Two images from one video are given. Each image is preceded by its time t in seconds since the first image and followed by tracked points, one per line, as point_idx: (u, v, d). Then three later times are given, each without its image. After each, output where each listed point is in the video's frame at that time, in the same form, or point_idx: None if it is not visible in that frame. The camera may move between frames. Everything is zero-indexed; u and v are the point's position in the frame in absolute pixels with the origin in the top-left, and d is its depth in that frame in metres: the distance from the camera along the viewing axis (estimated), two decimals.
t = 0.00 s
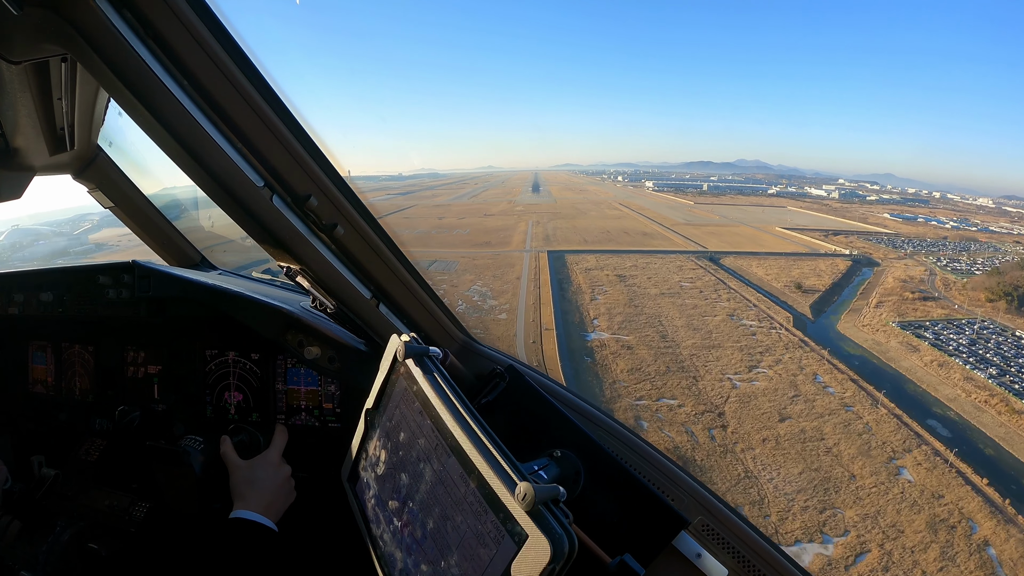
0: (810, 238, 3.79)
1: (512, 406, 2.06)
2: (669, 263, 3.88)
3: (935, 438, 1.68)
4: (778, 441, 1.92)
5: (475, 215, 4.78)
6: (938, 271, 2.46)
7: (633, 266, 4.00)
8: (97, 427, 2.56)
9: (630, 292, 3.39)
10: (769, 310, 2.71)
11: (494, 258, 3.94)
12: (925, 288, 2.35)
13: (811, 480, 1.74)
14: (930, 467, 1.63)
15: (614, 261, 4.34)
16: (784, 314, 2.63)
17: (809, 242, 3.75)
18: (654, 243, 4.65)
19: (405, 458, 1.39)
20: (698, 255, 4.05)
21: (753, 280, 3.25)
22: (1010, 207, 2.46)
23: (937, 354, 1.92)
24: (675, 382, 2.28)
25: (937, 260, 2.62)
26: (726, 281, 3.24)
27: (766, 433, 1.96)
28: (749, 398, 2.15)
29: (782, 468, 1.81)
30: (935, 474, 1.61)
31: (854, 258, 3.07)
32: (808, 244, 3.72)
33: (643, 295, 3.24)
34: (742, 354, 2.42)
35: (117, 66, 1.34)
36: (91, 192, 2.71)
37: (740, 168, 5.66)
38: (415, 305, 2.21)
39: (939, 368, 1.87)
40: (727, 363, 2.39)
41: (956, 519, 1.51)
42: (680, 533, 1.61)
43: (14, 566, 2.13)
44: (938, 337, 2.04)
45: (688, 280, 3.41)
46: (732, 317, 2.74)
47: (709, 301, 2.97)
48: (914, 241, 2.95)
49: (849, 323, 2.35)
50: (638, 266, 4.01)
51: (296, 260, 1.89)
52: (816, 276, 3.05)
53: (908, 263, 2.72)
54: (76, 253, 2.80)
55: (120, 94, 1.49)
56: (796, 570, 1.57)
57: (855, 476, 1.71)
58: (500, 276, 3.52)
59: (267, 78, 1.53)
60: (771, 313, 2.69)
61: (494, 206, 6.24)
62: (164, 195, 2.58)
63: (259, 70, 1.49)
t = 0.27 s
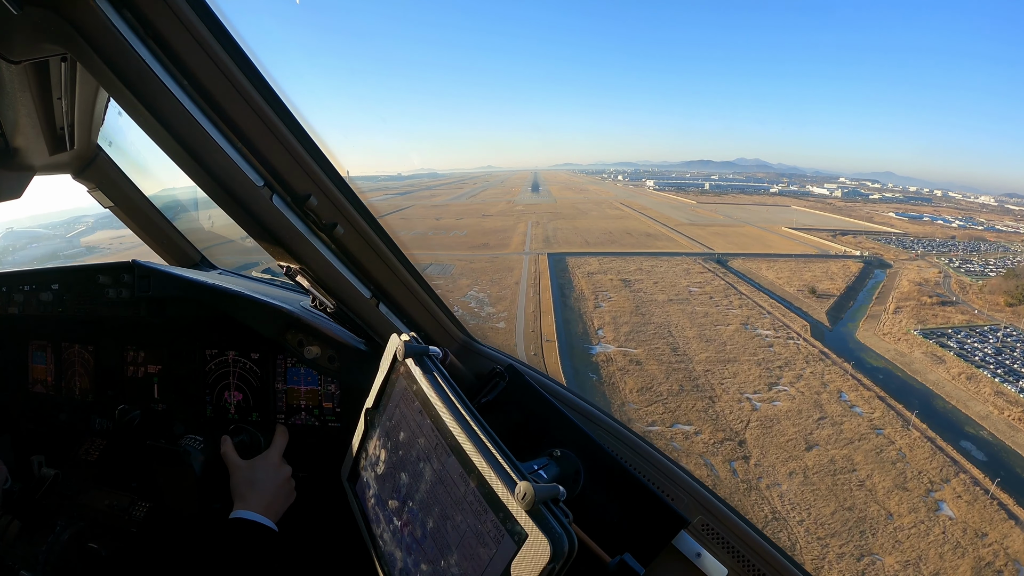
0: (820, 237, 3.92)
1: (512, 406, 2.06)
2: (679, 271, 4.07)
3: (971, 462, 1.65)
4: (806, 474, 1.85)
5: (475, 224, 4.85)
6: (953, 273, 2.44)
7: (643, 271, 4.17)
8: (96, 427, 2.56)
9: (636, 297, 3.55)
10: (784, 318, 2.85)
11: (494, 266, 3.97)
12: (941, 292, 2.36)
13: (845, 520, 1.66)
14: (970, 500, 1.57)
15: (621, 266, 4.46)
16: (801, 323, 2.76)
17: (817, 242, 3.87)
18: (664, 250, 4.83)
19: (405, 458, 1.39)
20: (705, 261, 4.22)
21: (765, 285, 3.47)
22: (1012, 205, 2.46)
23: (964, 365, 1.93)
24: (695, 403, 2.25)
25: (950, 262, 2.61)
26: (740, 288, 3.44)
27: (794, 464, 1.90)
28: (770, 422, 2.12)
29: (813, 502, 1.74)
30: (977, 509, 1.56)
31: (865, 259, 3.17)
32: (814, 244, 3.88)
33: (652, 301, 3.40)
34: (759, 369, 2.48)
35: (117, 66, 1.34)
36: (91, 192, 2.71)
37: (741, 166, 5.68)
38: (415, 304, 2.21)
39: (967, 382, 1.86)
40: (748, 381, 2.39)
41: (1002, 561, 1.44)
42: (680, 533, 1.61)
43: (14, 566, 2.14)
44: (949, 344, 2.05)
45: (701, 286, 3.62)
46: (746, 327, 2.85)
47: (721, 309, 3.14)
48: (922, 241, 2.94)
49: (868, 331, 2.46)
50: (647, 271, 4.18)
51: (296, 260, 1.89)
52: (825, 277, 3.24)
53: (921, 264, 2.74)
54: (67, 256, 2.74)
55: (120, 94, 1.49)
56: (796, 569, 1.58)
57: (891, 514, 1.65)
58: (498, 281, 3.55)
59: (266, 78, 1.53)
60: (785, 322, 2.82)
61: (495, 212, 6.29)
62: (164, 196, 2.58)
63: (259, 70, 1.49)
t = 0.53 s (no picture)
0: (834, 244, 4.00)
1: (512, 406, 2.06)
2: (687, 276, 4.07)
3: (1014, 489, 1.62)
4: (841, 515, 1.76)
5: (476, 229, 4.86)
6: (968, 275, 2.64)
7: (650, 277, 4.16)
8: (96, 427, 2.56)
9: (644, 304, 3.55)
10: (804, 330, 2.86)
11: (495, 270, 3.98)
12: (960, 296, 2.50)
13: (887, 568, 1.55)
14: (1018, 542, 1.52)
15: (626, 271, 4.46)
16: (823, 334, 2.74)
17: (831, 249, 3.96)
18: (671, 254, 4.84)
19: (405, 458, 1.39)
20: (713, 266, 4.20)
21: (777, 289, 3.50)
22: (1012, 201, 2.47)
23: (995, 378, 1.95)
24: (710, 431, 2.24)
25: (961, 262, 2.82)
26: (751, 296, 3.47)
27: (828, 503, 1.81)
28: (797, 449, 2.06)
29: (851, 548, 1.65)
30: None
31: (879, 263, 3.34)
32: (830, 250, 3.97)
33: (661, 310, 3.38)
34: (781, 389, 2.45)
35: (116, 66, 1.34)
36: (92, 192, 2.71)
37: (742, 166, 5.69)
38: (415, 305, 2.22)
39: (1000, 398, 1.87)
40: (774, 406, 2.36)
41: None
42: (680, 533, 1.61)
43: (14, 566, 2.15)
44: (972, 351, 2.12)
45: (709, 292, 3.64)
46: (763, 339, 2.90)
47: (735, 319, 3.16)
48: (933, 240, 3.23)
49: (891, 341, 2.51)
50: (655, 277, 4.18)
51: (296, 260, 1.89)
52: (841, 283, 3.30)
53: (934, 266, 2.95)
54: (58, 261, 2.71)
55: (120, 94, 1.49)
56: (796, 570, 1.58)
57: (935, 558, 1.56)
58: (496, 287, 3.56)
59: (266, 78, 1.53)
60: (806, 334, 2.81)
61: (496, 215, 6.31)
62: (164, 196, 2.59)
63: (259, 70, 1.49)
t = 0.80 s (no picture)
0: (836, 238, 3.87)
1: (512, 406, 2.06)
2: (697, 283, 4.01)
3: None
4: (884, 566, 1.58)
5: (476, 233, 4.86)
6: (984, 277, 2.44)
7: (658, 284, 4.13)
8: (96, 427, 2.56)
9: (653, 314, 3.53)
10: (825, 341, 2.69)
11: (495, 275, 3.98)
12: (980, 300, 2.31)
13: None
14: None
15: (636, 278, 4.45)
16: (844, 345, 2.60)
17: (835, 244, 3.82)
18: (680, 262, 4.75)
19: (405, 458, 1.39)
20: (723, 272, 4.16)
21: (792, 296, 3.45)
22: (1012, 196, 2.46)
23: None
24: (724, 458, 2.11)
25: (977, 263, 2.60)
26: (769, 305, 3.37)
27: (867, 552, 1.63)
28: (829, 486, 1.88)
29: None
30: None
31: (891, 264, 3.10)
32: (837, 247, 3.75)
33: (671, 320, 3.29)
34: (807, 411, 2.24)
35: (116, 65, 1.34)
36: (92, 192, 2.71)
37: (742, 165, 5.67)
38: (415, 304, 2.21)
39: None
40: (802, 433, 2.14)
41: None
42: (680, 533, 1.61)
43: (14, 566, 2.15)
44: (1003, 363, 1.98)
45: (720, 300, 3.57)
46: (781, 352, 2.75)
47: (751, 328, 3.04)
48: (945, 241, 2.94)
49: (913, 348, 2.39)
50: (663, 282, 4.16)
51: (296, 260, 1.89)
52: (855, 286, 3.11)
53: (948, 267, 2.71)
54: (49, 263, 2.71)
55: (120, 93, 1.49)
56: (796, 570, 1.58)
57: None
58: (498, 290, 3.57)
59: (266, 77, 1.53)
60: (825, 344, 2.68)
61: (497, 219, 6.31)
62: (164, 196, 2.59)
63: (259, 69, 1.49)
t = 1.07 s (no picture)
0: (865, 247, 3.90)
1: (512, 406, 2.06)
2: (708, 291, 3.99)
3: None
4: None
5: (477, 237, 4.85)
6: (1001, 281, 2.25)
7: (670, 292, 4.11)
8: (96, 427, 2.56)
9: (663, 326, 3.45)
10: (847, 354, 2.59)
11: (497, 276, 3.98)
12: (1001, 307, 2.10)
13: None
14: None
15: (646, 286, 4.43)
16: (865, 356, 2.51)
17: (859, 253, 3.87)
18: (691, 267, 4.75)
19: (405, 458, 1.39)
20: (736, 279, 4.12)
21: (806, 302, 3.45)
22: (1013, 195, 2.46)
23: None
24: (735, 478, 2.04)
25: (990, 265, 2.46)
26: (789, 314, 3.33)
27: None
28: (868, 533, 1.69)
29: None
30: None
31: (908, 270, 3.15)
32: (853, 253, 3.93)
33: (684, 332, 3.32)
34: (836, 440, 2.08)
35: (117, 66, 1.34)
36: (92, 192, 2.71)
37: (744, 166, 5.64)
38: (415, 304, 2.21)
39: None
40: (834, 468, 1.97)
41: None
42: (680, 533, 1.61)
43: (13, 566, 2.15)
44: None
45: (734, 309, 3.57)
46: (803, 369, 2.62)
47: (769, 343, 3.06)
48: (955, 241, 2.95)
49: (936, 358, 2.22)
50: (673, 290, 4.18)
51: (296, 260, 1.89)
52: (872, 293, 3.11)
53: (965, 270, 2.58)
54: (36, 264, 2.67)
55: (120, 94, 1.49)
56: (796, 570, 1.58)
57: None
58: (497, 295, 3.55)
59: (266, 78, 1.53)
60: (850, 360, 2.55)
61: (497, 221, 6.31)
62: (164, 196, 2.59)
63: (259, 69, 1.49)
